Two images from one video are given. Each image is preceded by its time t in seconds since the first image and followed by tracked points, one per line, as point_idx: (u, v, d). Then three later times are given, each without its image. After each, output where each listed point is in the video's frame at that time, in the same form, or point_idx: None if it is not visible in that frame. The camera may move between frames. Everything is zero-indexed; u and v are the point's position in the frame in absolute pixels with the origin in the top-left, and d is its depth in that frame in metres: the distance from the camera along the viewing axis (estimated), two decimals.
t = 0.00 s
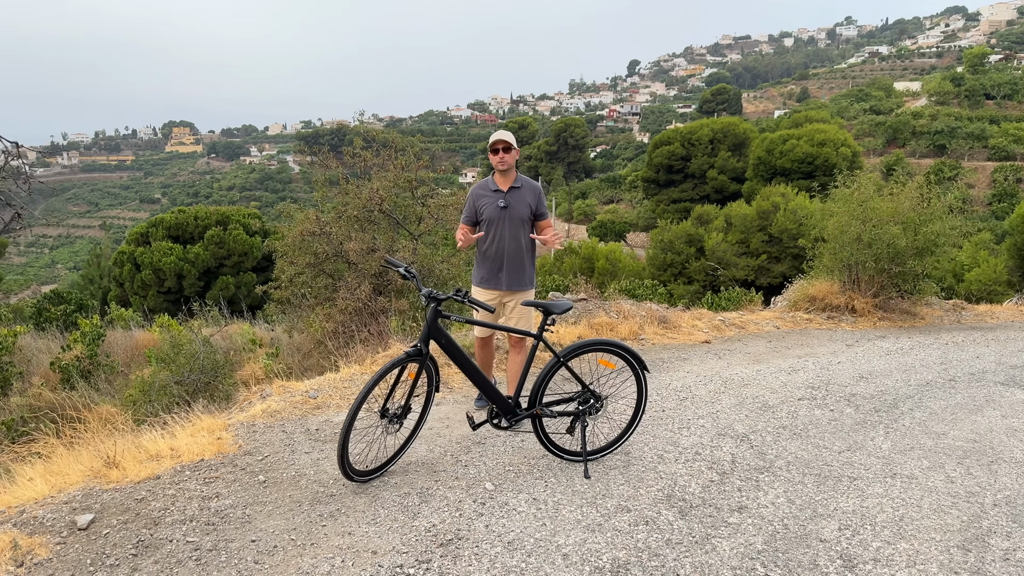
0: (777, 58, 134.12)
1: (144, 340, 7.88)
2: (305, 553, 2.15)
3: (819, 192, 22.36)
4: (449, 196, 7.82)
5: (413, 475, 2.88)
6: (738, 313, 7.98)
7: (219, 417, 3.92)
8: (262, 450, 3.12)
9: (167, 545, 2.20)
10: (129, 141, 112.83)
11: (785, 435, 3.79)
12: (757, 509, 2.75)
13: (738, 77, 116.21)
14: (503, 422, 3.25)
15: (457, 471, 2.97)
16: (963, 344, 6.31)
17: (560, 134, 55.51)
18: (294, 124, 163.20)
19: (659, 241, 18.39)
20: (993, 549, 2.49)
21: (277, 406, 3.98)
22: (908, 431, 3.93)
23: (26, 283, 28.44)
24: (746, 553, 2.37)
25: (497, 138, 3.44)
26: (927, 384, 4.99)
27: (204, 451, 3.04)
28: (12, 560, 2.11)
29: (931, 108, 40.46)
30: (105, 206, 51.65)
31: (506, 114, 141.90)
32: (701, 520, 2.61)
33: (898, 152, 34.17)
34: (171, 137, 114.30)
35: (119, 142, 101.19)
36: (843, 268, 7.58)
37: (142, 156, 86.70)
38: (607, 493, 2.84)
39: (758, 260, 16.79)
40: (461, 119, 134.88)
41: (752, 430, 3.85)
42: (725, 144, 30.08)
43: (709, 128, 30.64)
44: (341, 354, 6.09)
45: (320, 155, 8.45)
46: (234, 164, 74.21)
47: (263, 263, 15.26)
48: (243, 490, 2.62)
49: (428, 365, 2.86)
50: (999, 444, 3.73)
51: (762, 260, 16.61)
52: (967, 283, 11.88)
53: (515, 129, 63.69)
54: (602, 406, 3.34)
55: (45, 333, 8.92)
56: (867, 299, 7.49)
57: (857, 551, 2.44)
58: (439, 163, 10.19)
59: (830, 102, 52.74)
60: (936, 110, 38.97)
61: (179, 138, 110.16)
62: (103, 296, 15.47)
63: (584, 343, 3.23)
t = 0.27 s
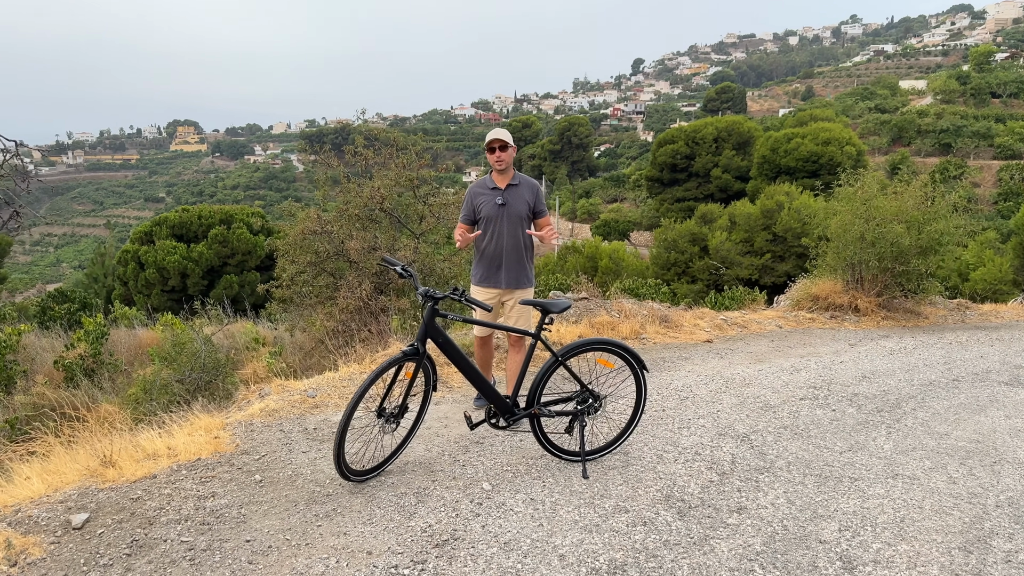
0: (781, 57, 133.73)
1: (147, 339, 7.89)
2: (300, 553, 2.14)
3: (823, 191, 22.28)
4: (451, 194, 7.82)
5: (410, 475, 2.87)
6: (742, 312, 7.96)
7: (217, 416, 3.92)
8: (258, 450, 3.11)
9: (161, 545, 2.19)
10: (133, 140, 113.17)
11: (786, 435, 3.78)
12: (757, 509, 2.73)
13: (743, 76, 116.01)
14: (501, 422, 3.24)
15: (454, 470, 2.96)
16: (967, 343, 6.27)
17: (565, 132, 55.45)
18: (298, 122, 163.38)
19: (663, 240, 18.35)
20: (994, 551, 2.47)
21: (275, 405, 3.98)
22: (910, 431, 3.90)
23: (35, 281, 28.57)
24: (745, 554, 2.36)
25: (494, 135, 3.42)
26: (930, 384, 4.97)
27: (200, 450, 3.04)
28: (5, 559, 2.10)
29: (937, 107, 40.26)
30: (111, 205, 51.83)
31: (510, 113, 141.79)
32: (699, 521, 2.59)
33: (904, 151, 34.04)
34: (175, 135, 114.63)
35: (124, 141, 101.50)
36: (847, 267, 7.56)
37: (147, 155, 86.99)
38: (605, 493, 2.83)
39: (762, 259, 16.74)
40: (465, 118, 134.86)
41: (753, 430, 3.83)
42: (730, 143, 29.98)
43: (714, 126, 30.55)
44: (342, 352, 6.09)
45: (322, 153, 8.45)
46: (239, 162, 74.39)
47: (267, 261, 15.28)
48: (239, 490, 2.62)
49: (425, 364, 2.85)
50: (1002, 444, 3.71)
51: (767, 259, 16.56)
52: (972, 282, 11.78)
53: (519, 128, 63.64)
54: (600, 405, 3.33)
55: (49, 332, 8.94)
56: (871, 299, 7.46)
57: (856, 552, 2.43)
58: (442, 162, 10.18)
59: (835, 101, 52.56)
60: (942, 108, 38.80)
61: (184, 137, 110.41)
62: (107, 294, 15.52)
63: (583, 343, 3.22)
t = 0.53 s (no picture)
0: (786, 55, 133.31)
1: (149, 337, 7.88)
2: (293, 553, 2.14)
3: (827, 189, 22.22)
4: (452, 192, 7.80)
5: (406, 474, 2.86)
6: (744, 311, 7.94)
7: (214, 415, 3.91)
8: (255, 448, 3.11)
9: (154, 544, 2.19)
10: (149, 137, 113.81)
11: (786, 435, 3.76)
12: (754, 510, 2.71)
13: (750, 74, 115.67)
14: (498, 420, 3.24)
15: (450, 470, 2.95)
16: (970, 343, 6.25)
17: (570, 131, 55.42)
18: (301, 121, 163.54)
19: (667, 238, 18.32)
20: (994, 552, 2.45)
21: (273, 403, 3.97)
22: (911, 431, 3.89)
23: (42, 279, 28.72)
24: (742, 555, 2.34)
25: (491, 132, 3.42)
26: (932, 383, 4.95)
27: (196, 449, 3.03)
28: None
29: (943, 105, 40.08)
30: (117, 203, 52.05)
31: (514, 111, 141.74)
32: (697, 521, 2.58)
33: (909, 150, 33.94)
34: (180, 134, 114.85)
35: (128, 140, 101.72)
36: (850, 265, 7.53)
37: (152, 153, 87.19)
38: (602, 493, 2.82)
39: (767, 258, 16.69)
40: (469, 117, 134.81)
41: (752, 430, 3.82)
42: (735, 141, 29.90)
43: (719, 125, 30.46)
44: (342, 350, 6.09)
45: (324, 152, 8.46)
46: (243, 161, 74.55)
47: (271, 260, 15.27)
48: (234, 489, 2.61)
49: (421, 363, 2.85)
50: (1003, 444, 3.69)
51: (771, 258, 16.52)
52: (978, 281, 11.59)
53: (523, 126, 63.59)
54: (598, 404, 3.31)
55: (53, 330, 8.97)
56: (875, 297, 7.43)
57: (854, 553, 2.41)
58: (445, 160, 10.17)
59: (840, 100, 52.39)
60: (948, 107, 38.68)
61: (189, 135, 110.58)
62: (111, 293, 15.55)
63: (580, 341, 3.20)
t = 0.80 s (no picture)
0: (792, 54, 132.87)
1: (154, 336, 7.91)
2: (287, 553, 2.13)
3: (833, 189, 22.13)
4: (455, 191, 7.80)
5: (403, 474, 2.86)
6: (747, 311, 7.92)
7: (213, 414, 3.91)
8: (252, 448, 3.11)
9: (148, 544, 2.19)
10: (154, 135, 114.13)
11: (787, 435, 3.75)
12: (752, 511, 2.70)
13: (756, 73, 115.30)
14: (496, 421, 3.23)
15: (448, 470, 2.94)
16: (974, 343, 6.21)
17: (575, 130, 55.39)
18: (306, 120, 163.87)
19: (672, 237, 18.29)
20: (993, 555, 2.43)
21: (272, 402, 3.97)
22: (913, 432, 3.87)
23: (51, 277, 28.91)
24: (739, 557, 2.33)
25: (487, 132, 3.42)
26: (935, 384, 4.92)
27: (194, 448, 3.04)
28: None
29: (951, 104, 39.87)
30: (124, 202, 52.32)
31: (519, 110, 141.73)
32: (694, 523, 2.57)
33: (916, 149, 33.76)
34: (185, 132, 115.19)
35: (133, 138, 102.12)
36: (854, 265, 7.50)
37: (158, 151, 87.42)
38: (600, 494, 2.81)
39: (772, 258, 16.64)
40: (474, 116, 134.92)
41: (753, 430, 3.80)
42: (741, 140, 29.82)
43: (724, 123, 30.37)
44: (343, 349, 6.10)
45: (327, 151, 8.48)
46: (249, 159, 74.74)
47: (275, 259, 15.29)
48: (230, 488, 2.61)
49: (418, 363, 2.85)
50: (1006, 446, 3.67)
51: (776, 258, 16.47)
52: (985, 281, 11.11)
53: (528, 125, 63.57)
54: (597, 404, 3.31)
55: (60, 327, 9.00)
56: (878, 297, 7.40)
57: (852, 555, 2.40)
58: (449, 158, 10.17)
59: (847, 98, 52.19)
60: (956, 106, 38.47)
61: (195, 133, 110.89)
62: (117, 291, 15.62)
63: (579, 341, 3.19)
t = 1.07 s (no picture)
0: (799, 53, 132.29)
1: (161, 334, 7.94)
2: (286, 554, 2.13)
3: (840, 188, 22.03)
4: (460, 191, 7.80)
5: (404, 474, 2.85)
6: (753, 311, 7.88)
7: (216, 413, 3.92)
8: (253, 447, 3.12)
9: (148, 544, 2.19)
10: (162, 134, 114.63)
11: (791, 437, 3.72)
12: (755, 514, 2.68)
13: (763, 72, 114.89)
14: (498, 421, 3.23)
15: (449, 470, 2.94)
16: (982, 344, 6.17)
17: (582, 129, 55.37)
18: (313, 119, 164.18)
19: (679, 237, 18.22)
20: (999, 559, 2.40)
21: (274, 402, 3.98)
22: (919, 434, 3.84)
23: (60, 275, 29.09)
24: (741, 559, 2.31)
25: (488, 133, 3.41)
26: (942, 385, 4.88)
27: (195, 447, 3.04)
28: None
29: (960, 103, 39.64)
30: (132, 200, 52.65)
31: (526, 109, 141.50)
32: (695, 525, 2.56)
33: (925, 148, 33.57)
34: (192, 131, 115.73)
35: (141, 137, 102.68)
36: (861, 266, 7.45)
37: (165, 150, 87.82)
38: (601, 495, 2.80)
39: (779, 258, 16.57)
40: (481, 115, 134.95)
41: (757, 432, 3.78)
42: (748, 140, 29.72)
43: (732, 123, 30.26)
44: (346, 349, 6.10)
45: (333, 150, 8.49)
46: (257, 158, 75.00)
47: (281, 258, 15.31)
48: (231, 488, 2.61)
49: (419, 363, 2.84)
50: (1014, 448, 3.63)
51: (784, 258, 16.40)
52: (994, 282, 10.93)
53: (535, 124, 63.52)
54: (599, 405, 3.29)
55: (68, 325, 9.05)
56: (885, 298, 7.35)
57: (855, 559, 2.38)
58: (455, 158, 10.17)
59: (855, 97, 51.99)
60: (965, 106, 38.23)
61: (203, 132, 111.28)
62: (124, 289, 15.69)
63: (581, 341, 3.18)
